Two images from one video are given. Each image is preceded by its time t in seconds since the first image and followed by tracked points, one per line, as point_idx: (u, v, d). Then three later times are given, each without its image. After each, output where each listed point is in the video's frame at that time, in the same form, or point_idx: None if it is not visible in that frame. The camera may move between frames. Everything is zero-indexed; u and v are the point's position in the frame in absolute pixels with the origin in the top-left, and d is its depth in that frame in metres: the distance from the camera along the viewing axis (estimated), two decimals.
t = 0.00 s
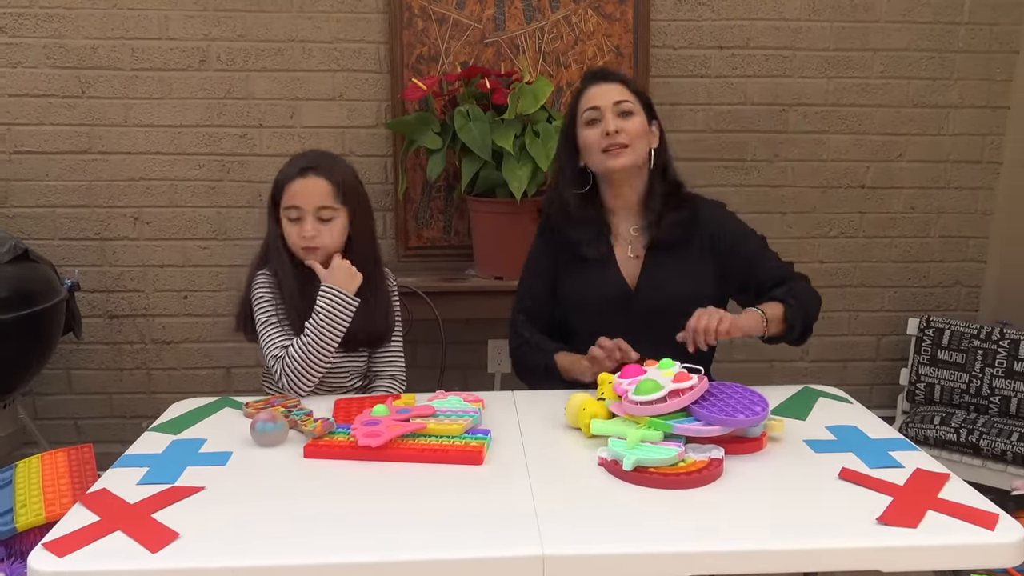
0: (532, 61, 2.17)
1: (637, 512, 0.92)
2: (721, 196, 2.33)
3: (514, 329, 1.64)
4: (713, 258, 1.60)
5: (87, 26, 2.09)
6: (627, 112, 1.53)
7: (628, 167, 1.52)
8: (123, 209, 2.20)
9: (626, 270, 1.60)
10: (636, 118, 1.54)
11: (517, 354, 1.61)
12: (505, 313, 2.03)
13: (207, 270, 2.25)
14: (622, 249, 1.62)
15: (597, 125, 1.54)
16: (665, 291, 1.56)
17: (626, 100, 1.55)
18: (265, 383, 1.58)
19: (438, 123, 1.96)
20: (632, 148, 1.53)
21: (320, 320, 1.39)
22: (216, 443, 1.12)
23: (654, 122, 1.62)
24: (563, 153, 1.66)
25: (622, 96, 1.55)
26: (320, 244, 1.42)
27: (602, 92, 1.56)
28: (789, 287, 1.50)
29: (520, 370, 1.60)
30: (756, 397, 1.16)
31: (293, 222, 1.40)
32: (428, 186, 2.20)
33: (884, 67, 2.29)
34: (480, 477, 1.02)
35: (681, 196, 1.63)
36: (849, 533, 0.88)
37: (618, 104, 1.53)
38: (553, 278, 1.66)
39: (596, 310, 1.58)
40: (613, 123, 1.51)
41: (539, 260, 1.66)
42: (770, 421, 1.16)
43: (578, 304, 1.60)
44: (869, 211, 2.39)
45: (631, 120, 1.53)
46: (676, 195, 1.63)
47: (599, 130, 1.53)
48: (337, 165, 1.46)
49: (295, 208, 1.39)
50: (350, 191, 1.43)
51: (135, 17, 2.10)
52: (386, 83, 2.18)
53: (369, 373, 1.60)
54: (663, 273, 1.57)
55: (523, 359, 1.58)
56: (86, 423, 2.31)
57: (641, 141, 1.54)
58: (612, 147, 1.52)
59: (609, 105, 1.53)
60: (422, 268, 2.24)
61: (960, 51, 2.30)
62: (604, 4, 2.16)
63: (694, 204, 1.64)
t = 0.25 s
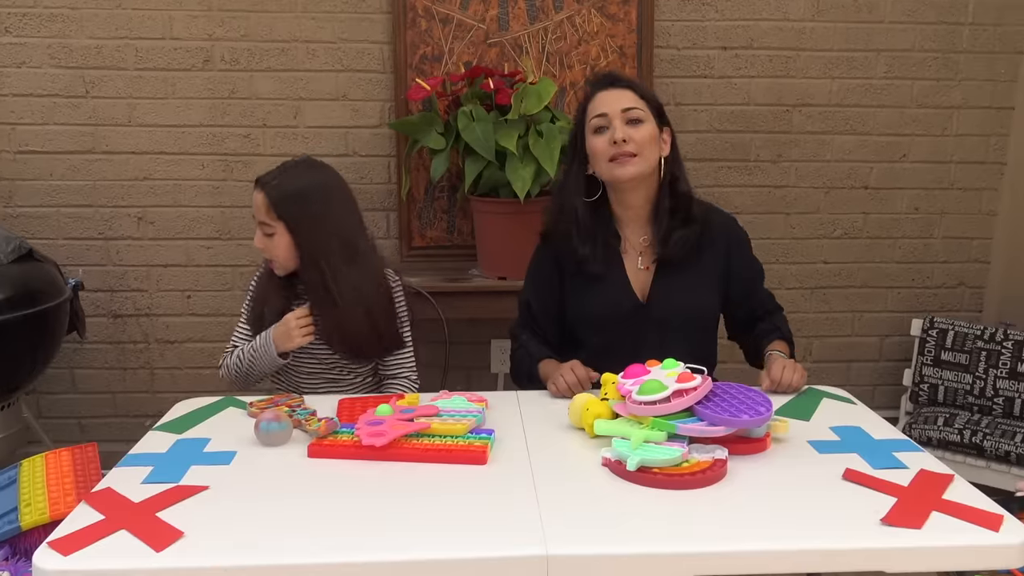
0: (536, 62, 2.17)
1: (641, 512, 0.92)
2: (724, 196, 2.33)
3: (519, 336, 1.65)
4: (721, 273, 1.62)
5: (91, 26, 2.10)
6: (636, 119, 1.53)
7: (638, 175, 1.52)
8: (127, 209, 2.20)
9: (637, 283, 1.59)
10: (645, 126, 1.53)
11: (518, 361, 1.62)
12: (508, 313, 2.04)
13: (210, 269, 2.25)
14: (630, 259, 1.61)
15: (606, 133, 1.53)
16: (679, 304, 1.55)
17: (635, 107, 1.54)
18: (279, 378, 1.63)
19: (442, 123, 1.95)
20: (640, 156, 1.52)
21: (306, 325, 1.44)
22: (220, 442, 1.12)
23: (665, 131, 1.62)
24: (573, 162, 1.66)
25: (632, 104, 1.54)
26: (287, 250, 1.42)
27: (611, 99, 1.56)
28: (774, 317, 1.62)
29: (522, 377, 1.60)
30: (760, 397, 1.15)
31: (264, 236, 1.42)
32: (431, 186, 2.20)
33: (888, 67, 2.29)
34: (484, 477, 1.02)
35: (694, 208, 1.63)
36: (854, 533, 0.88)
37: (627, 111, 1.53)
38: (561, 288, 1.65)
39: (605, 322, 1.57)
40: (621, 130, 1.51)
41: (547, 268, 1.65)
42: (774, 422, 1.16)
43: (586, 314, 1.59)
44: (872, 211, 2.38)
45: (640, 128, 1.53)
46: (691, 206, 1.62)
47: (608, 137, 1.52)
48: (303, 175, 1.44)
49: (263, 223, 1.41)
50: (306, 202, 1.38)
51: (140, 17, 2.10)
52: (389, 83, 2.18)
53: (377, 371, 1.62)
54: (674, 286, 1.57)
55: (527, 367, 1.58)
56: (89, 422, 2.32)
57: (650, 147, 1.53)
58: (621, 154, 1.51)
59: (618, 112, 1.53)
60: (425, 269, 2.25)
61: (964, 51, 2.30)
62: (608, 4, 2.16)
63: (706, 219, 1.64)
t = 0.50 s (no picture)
0: (540, 62, 2.17)
1: (646, 514, 0.92)
2: (728, 197, 2.33)
3: (526, 336, 1.65)
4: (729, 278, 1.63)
5: (96, 26, 2.10)
6: (621, 133, 1.48)
7: (619, 192, 1.51)
8: (132, 209, 2.21)
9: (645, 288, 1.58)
10: (632, 140, 1.49)
11: (525, 360, 1.62)
12: (512, 314, 2.03)
13: (215, 269, 2.25)
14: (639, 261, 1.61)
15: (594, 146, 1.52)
16: (689, 310, 1.56)
17: (625, 121, 1.49)
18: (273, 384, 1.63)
19: (446, 123, 1.96)
20: (622, 173, 1.49)
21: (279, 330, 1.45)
22: (225, 443, 1.13)
23: (672, 135, 1.54)
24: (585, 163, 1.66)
25: (617, 117, 1.49)
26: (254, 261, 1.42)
27: (603, 109, 1.51)
28: (772, 326, 1.62)
29: (528, 378, 1.60)
30: (765, 398, 1.15)
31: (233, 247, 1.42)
32: (435, 187, 2.20)
33: (893, 68, 2.29)
34: (488, 478, 1.02)
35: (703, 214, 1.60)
36: (859, 536, 0.87)
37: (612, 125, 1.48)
38: (568, 289, 1.64)
39: (612, 325, 1.57)
40: (603, 146, 1.49)
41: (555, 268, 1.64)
42: (779, 423, 1.16)
43: (594, 316, 1.58)
44: (877, 212, 2.38)
45: (626, 143, 1.48)
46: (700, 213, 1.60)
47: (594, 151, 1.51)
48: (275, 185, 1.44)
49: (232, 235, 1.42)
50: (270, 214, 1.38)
51: (145, 17, 2.10)
52: (394, 84, 2.18)
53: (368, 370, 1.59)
54: (682, 293, 1.57)
55: (535, 368, 1.57)
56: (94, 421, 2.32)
57: (635, 163, 1.49)
58: (602, 170, 1.50)
59: (604, 126, 1.49)
60: (429, 269, 2.25)
61: (969, 52, 2.29)
62: (612, 4, 2.16)
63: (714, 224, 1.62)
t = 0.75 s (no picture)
0: (542, 68, 2.17)
1: (648, 522, 0.92)
2: (730, 202, 2.33)
3: (528, 342, 1.65)
4: (731, 284, 1.63)
5: (99, 32, 2.11)
6: (615, 148, 1.48)
7: (614, 206, 1.52)
8: (135, 214, 2.21)
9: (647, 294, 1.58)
10: (624, 155, 1.48)
11: (527, 366, 1.62)
12: (514, 319, 2.04)
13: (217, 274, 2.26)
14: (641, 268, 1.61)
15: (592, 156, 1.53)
16: (692, 317, 1.56)
17: (619, 135, 1.48)
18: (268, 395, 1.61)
19: (448, 128, 1.96)
20: (616, 187, 1.50)
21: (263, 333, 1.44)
22: (227, 449, 1.13)
23: (667, 149, 1.51)
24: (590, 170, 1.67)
25: (609, 131, 1.48)
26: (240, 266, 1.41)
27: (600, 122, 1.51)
28: (775, 332, 1.62)
29: (530, 384, 1.60)
30: (768, 406, 1.15)
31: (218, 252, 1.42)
32: (437, 192, 2.20)
33: (895, 73, 2.29)
34: (489, 486, 1.02)
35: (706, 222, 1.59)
36: (862, 545, 0.87)
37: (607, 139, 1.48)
38: (570, 296, 1.64)
39: (614, 332, 1.57)
40: (597, 159, 1.50)
41: (557, 275, 1.64)
42: (781, 430, 1.16)
43: (597, 323, 1.58)
44: (880, 217, 2.38)
45: (620, 157, 1.48)
46: (702, 221, 1.57)
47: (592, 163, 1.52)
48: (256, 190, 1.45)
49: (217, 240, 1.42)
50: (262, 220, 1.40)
51: (148, 23, 2.11)
52: (396, 89, 2.18)
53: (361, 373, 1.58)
54: (684, 300, 1.56)
55: (537, 375, 1.57)
56: (96, 426, 2.32)
57: (629, 178, 1.49)
58: (598, 183, 1.51)
59: (600, 139, 1.50)
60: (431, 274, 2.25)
61: (972, 57, 2.29)
62: (615, 10, 2.16)
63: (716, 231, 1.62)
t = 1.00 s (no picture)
0: (544, 69, 2.17)
1: (647, 523, 0.92)
2: (731, 204, 2.33)
3: (528, 343, 1.65)
4: (732, 284, 1.62)
5: (101, 33, 2.11)
6: (614, 152, 1.48)
7: (614, 208, 1.53)
8: (136, 214, 2.21)
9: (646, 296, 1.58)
10: (623, 159, 1.48)
11: (527, 367, 1.63)
12: (514, 321, 2.03)
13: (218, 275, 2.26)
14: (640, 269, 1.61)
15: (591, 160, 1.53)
16: (692, 317, 1.56)
17: (617, 139, 1.47)
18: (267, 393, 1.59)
19: (449, 130, 1.96)
20: (615, 191, 1.51)
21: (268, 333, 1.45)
22: (227, 450, 1.13)
23: (665, 152, 1.51)
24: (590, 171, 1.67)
25: (608, 135, 1.48)
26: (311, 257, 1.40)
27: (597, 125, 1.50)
28: (776, 333, 1.62)
29: (530, 385, 1.60)
30: (768, 407, 1.15)
31: (281, 234, 1.37)
32: (438, 194, 2.20)
33: (896, 76, 2.28)
34: (489, 486, 1.02)
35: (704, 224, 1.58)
36: (862, 547, 0.87)
37: (604, 143, 1.48)
38: (569, 297, 1.64)
39: (613, 333, 1.57)
40: (596, 163, 1.50)
41: (556, 276, 1.65)
42: (781, 432, 1.16)
43: (596, 325, 1.58)
44: (881, 220, 2.37)
45: (618, 161, 1.48)
46: (701, 223, 1.57)
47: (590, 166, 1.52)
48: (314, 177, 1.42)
49: (285, 218, 1.37)
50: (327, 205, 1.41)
51: (150, 24, 2.11)
52: (397, 90, 2.18)
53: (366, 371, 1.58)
54: (683, 302, 1.56)
55: (537, 376, 1.57)
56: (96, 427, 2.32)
57: (628, 181, 1.49)
58: (597, 186, 1.52)
59: (598, 143, 1.50)
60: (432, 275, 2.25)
61: (973, 60, 2.29)
62: (616, 12, 2.16)
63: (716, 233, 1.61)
